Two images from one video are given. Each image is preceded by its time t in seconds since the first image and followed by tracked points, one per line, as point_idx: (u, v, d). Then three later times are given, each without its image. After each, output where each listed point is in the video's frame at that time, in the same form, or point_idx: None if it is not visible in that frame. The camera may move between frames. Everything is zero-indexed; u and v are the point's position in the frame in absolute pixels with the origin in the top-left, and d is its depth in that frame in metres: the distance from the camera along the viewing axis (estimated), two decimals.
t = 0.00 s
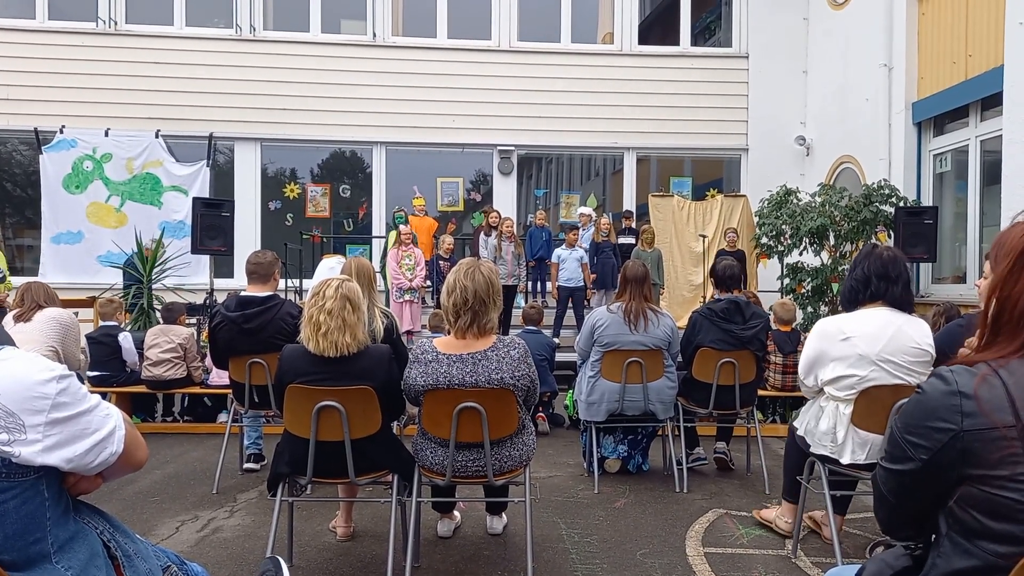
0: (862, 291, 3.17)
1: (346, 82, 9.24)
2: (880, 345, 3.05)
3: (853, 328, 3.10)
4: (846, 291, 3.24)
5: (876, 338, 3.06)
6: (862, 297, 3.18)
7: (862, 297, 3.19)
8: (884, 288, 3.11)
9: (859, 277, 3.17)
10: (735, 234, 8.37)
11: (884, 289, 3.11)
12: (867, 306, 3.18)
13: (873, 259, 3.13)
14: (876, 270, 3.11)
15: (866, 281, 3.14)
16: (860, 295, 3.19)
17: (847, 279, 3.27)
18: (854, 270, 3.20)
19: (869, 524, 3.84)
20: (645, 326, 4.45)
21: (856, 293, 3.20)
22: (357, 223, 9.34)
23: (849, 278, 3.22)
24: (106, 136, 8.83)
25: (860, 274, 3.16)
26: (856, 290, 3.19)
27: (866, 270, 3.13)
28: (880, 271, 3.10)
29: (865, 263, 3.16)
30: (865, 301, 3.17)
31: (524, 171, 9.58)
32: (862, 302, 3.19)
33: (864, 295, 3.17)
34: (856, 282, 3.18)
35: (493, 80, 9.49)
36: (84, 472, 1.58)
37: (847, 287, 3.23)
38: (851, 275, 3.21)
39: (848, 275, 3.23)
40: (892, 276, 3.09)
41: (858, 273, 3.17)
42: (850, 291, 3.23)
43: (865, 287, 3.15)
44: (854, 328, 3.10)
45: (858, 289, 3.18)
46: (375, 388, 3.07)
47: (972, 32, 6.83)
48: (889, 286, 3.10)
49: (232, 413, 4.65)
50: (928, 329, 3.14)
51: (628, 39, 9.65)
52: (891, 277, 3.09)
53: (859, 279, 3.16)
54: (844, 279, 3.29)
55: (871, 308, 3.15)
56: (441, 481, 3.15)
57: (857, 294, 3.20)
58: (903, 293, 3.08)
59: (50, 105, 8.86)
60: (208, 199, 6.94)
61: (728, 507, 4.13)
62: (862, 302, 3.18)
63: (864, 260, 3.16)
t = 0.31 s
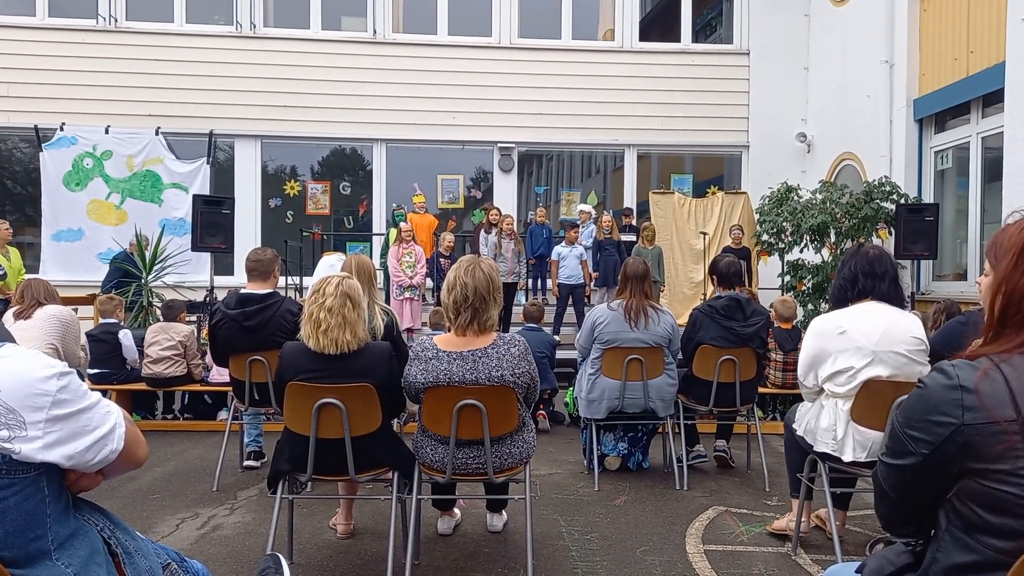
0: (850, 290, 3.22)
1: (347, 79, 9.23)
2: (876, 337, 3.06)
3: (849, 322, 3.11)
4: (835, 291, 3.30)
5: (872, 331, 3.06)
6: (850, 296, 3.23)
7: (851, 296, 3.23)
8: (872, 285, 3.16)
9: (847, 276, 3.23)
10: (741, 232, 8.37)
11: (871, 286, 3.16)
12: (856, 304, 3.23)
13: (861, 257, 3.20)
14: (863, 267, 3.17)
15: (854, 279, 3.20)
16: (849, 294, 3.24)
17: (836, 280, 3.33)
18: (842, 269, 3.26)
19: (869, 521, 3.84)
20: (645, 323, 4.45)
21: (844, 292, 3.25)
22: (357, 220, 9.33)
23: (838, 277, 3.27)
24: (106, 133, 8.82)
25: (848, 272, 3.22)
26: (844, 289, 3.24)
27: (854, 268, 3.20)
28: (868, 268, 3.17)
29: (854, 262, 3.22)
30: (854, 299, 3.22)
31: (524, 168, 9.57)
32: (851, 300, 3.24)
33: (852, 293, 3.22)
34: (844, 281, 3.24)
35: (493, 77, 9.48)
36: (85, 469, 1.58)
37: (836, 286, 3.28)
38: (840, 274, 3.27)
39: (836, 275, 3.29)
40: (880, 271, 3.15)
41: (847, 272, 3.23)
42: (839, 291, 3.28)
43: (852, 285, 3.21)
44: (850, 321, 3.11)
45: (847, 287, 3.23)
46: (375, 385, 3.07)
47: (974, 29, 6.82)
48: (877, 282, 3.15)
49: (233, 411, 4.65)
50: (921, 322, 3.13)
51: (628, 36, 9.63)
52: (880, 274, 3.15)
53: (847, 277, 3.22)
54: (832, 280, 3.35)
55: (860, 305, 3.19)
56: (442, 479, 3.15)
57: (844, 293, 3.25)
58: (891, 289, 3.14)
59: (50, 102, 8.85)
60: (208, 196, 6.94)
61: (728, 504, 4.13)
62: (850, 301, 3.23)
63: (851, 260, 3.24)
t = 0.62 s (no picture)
0: (839, 284, 3.30)
1: (346, 75, 9.22)
2: (865, 320, 3.12)
3: (839, 308, 3.17)
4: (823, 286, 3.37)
5: (862, 315, 3.13)
6: (838, 290, 3.31)
7: (840, 290, 3.31)
8: (859, 278, 3.23)
9: (836, 271, 3.30)
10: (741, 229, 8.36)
11: (859, 280, 3.24)
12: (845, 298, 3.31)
13: (848, 251, 3.27)
14: (850, 262, 3.24)
15: (841, 273, 3.27)
16: (837, 288, 3.32)
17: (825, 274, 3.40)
18: (830, 265, 3.34)
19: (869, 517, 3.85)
20: (646, 320, 4.44)
21: (833, 286, 3.33)
22: (358, 217, 9.34)
23: (827, 272, 3.35)
24: (106, 130, 8.82)
25: (836, 267, 3.29)
26: (832, 284, 3.31)
27: (842, 263, 3.27)
28: (855, 263, 3.23)
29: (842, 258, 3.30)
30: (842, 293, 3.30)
31: (525, 165, 9.57)
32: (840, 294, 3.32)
33: (840, 287, 3.30)
34: (833, 275, 3.31)
35: (493, 73, 9.46)
36: (86, 465, 1.58)
37: (825, 281, 3.35)
38: (829, 269, 3.34)
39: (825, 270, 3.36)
40: (867, 266, 3.22)
41: (835, 267, 3.30)
42: (827, 285, 3.35)
43: (840, 279, 3.28)
44: (839, 308, 3.17)
45: (835, 281, 3.31)
46: (376, 381, 3.07)
47: (975, 25, 6.81)
48: (864, 276, 3.23)
49: (234, 407, 4.65)
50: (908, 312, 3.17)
51: (629, 33, 9.62)
52: (867, 267, 3.22)
53: (835, 272, 3.30)
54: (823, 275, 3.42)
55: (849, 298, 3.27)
56: (443, 475, 3.16)
57: (833, 287, 3.33)
58: (878, 282, 3.22)
59: (50, 99, 8.84)
60: (208, 193, 6.93)
61: (729, 500, 4.13)
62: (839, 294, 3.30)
63: (838, 254, 3.30)
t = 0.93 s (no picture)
0: (834, 283, 3.36)
1: (346, 76, 9.23)
2: (870, 306, 3.17)
3: (842, 297, 3.24)
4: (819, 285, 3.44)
5: (865, 301, 3.19)
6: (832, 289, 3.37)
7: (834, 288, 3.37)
8: (855, 278, 3.29)
9: (831, 270, 3.36)
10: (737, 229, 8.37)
11: (854, 279, 3.29)
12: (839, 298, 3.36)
13: (844, 252, 3.33)
14: (846, 262, 3.31)
15: (836, 273, 3.34)
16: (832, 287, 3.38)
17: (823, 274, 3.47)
18: (827, 265, 3.40)
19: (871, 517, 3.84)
20: (646, 321, 4.44)
21: (828, 285, 3.39)
22: (358, 218, 9.34)
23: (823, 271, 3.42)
24: (106, 131, 8.82)
25: (832, 267, 3.36)
26: (827, 283, 3.38)
27: (838, 263, 3.33)
28: (851, 262, 3.30)
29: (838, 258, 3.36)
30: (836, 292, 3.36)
31: (525, 166, 9.57)
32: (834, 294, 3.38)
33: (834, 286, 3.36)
34: (828, 274, 3.38)
35: (493, 75, 9.47)
36: (87, 466, 1.58)
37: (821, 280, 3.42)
38: (826, 268, 3.41)
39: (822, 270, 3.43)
40: (864, 266, 3.28)
41: (831, 267, 3.36)
42: (823, 284, 3.42)
43: (834, 278, 3.35)
44: (842, 297, 3.24)
45: (830, 280, 3.38)
46: (376, 383, 3.07)
47: (974, 26, 6.81)
48: (860, 276, 3.28)
49: (235, 409, 4.65)
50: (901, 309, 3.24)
51: (629, 34, 9.62)
52: (864, 268, 3.28)
53: (830, 272, 3.36)
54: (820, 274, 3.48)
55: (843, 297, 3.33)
56: (443, 476, 3.16)
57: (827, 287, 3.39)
58: (874, 282, 3.27)
59: (51, 101, 8.85)
60: (209, 194, 6.93)
61: (729, 501, 4.13)
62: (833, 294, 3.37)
63: (836, 254, 3.37)
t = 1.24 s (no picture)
0: (836, 285, 3.35)
1: (347, 76, 9.23)
2: (869, 313, 3.15)
3: (842, 301, 3.20)
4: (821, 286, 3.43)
5: (865, 306, 3.17)
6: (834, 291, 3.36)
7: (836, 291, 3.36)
8: (857, 281, 3.28)
9: (834, 272, 3.35)
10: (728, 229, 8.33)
11: (856, 282, 3.28)
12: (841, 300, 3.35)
13: (848, 254, 3.31)
14: (848, 264, 3.29)
15: (838, 275, 3.32)
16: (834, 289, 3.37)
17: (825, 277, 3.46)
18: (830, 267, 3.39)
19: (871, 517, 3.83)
20: (647, 320, 4.44)
21: (830, 288, 3.38)
22: (359, 218, 9.35)
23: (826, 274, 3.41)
24: (107, 131, 8.83)
25: (835, 268, 3.34)
26: (829, 284, 3.37)
27: (841, 265, 3.32)
28: (854, 264, 3.28)
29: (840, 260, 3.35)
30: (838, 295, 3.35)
31: (526, 166, 9.57)
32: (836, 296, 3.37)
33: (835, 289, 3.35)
34: (831, 276, 3.36)
35: (494, 74, 9.47)
36: (88, 463, 1.58)
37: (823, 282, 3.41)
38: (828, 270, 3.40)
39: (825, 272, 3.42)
40: (867, 268, 3.26)
41: (834, 268, 3.35)
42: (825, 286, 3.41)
43: (836, 280, 3.33)
44: (842, 301, 3.20)
45: (832, 282, 3.36)
46: (376, 382, 3.07)
47: (976, 25, 6.80)
48: (864, 280, 3.27)
49: (235, 408, 4.66)
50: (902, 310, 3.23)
51: (630, 33, 9.62)
52: (868, 271, 3.27)
53: (833, 273, 3.35)
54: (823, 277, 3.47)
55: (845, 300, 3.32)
56: (443, 476, 3.16)
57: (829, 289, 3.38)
58: (877, 285, 3.25)
59: (52, 100, 8.86)
60: (210, 194, 6.94)
61: (730, 501, 4.13)
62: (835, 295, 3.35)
63: (839, 256, 3.36)
